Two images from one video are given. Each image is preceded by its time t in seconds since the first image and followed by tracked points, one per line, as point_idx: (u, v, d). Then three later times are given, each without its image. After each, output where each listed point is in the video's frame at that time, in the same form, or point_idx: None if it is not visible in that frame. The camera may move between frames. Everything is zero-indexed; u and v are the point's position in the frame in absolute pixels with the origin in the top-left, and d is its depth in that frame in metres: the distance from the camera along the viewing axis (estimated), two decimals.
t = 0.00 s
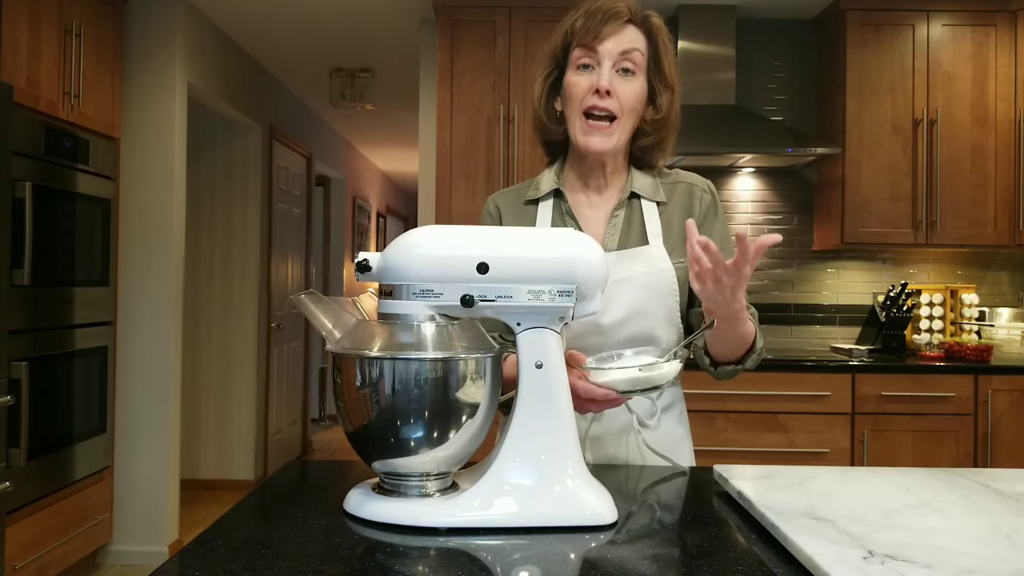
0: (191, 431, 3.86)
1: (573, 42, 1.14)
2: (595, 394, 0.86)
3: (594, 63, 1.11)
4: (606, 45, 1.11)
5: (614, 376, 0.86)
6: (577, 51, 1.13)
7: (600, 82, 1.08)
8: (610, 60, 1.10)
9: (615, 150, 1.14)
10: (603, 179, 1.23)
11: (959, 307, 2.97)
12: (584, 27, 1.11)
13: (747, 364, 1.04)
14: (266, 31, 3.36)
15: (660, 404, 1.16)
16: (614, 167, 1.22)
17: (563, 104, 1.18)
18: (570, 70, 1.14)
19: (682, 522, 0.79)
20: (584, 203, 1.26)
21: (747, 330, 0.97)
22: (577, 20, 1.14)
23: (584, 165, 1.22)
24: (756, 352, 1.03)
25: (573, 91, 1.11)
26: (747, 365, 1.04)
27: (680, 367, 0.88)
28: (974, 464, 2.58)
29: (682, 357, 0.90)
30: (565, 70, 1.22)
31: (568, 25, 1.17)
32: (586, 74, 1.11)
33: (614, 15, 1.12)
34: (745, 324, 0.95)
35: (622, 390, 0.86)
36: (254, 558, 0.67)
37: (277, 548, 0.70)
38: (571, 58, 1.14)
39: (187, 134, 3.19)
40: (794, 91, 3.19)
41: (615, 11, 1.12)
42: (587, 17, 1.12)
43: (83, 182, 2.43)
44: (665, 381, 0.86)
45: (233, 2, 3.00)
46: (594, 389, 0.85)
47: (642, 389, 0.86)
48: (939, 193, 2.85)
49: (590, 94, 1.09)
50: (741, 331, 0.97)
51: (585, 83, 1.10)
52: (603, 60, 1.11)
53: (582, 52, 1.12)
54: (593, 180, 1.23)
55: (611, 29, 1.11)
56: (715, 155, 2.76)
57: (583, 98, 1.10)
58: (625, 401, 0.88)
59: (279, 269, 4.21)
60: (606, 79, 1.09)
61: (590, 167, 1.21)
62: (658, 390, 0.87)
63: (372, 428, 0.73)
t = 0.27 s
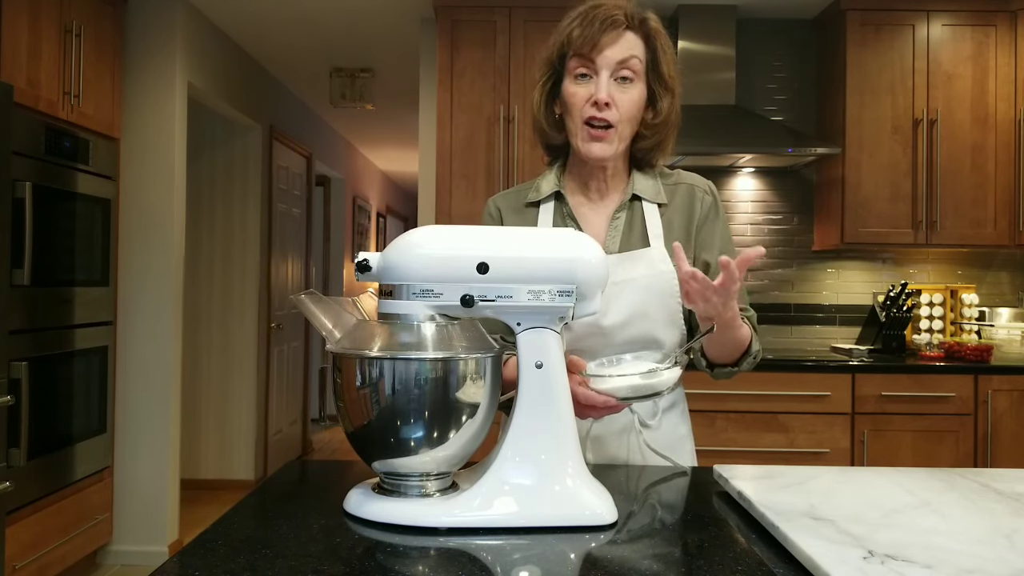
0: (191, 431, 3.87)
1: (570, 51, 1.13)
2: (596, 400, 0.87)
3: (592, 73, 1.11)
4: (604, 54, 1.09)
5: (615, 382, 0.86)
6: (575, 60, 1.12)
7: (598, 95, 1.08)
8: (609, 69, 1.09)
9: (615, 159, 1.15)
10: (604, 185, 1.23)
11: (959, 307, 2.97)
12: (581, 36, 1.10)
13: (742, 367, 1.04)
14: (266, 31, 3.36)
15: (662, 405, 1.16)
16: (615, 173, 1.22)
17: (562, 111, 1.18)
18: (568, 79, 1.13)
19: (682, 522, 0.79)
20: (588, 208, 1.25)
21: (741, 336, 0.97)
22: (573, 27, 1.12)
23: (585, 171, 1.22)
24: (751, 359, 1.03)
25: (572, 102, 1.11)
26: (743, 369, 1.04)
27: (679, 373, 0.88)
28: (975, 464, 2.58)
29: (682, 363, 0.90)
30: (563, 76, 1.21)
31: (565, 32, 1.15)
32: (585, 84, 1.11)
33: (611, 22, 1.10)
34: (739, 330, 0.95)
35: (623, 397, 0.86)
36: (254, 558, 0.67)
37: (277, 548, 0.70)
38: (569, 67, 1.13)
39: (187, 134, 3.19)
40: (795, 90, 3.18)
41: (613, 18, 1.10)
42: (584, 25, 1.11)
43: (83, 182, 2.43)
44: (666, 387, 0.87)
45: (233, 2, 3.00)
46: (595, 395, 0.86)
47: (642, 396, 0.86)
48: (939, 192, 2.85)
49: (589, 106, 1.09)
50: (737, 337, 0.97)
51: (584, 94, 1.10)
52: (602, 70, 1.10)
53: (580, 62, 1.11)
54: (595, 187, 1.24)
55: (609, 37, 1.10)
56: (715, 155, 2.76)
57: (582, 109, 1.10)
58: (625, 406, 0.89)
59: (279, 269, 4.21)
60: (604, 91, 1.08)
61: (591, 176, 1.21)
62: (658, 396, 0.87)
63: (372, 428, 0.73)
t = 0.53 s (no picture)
0: (191, 431, 3.86)
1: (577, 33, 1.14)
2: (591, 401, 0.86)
3: (597, 54, 1.11)
4: (610, 36, 1.11)
5: (614, 382, 0.86)
6: (582, 42, 1.13)
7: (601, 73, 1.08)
8: (614, 51, 1.10)
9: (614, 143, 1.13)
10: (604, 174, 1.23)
11: (959, 307, 2.97)
12: (588, 19, 1.12)
13: (766, 344, 1.03)
14: (266, 31, 3.36)
15: (664, 406, 1.16)
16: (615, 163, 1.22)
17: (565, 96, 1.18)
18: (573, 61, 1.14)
19: (683, 522, 0.79)
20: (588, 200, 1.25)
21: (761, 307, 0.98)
22: (582, 13, 1.14)
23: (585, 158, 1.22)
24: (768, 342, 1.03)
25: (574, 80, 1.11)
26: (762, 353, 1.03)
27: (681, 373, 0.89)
28: (975, 464, 2.58)
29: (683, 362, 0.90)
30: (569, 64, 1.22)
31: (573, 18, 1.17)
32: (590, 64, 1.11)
33: (619, 9, 1.12)
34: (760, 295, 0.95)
35: (623, 397, 0.86)
36: (254, 558, 0.67)
37: (277, 548, 0.70)
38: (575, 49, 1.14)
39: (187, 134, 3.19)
40: (794, 91, 3.19)
41: (620, 5, 1.12)
42: (592, 9, 1.13)
43: (83, 182, 2.43)
44: (666, 387, 0.87)
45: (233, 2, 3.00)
46: (595, 395, 0.85)
47: (644, 396, 0.86)
48: (939, 192, 2.85)
49: (592, 82, 1.09)
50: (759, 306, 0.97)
51: (588, 72, 1.10)
52: (607, 51, 1.10)
53: (586, 43, 1.12)
54: (596, 176, 1.23)
55: (616, 21, 1.11)
56: (715, 155, 2.76)
57: (585, 85, 1.09)
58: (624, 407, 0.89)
59: (279, 269, 4.21)
60: (608, 68, 1.09)
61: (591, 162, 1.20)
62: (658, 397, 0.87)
63: (372, 428, 0.73)
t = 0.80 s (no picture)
0: (192, 431, 3.87)
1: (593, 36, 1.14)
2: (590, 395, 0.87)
3: (612, 57, 1.11)
4: (625, 42, 1.10)
5: (610, 377, 0.86)
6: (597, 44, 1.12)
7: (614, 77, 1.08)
8: (629, 57, 1.10)
9: (622, 146, 1.14)
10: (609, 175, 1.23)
11: (959, 307, 2.97)
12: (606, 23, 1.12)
13: (752, 345, 1.03)
14: (266, 31, 3.36)
15: (663, 406, 1.15)
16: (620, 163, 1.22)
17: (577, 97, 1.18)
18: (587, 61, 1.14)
19: (683, 523, 0.79)
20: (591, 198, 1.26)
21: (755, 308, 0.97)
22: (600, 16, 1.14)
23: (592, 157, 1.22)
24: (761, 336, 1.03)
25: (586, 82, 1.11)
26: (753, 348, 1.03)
27: (675, 367, 0.88)
28: (974, 464, 2.58)
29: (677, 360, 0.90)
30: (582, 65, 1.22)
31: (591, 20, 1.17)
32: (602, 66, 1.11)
33: (638, 16, 1.12)
34: (754, 294, 0.95)
35: (618, 391, 0.86)
36: (254, 558, 0.67)
37: (277, 548, 0.70)
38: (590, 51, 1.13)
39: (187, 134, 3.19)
40: (794, 90, 3.18)
41: (640, 12, 1.12)
42: (611, 15, 1.13)
43: (83, 182, 2.43)
44: (661, 381, 0.86)
45: (233, 2, 3.00)
46: (589, 390, 0.86)
47: (637, 390, 0.86)
48: (939, 192, 2.85)
49: (604, 86, 1.09)
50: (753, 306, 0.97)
51: (600, 75, 1.09)
52: (621, 56, 1.10)
53: (601, 46, 1.11)
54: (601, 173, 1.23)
55: (634, 27, 1.11)
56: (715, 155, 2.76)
57: (596, 88, 1.10)
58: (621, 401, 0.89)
59: (280, 269, 4.21)
60: (621, 73, 1.08)
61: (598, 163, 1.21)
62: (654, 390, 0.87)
63: (372, 428, 0.73)
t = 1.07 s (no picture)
0: (192, 431, 3.87)
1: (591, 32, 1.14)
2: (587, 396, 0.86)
3: (610, 53, 1.12)
4: (623, 38, 1.11)
5: (610, 380, 0.86)
6: (595, 40, 1.13)
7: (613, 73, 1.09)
8: (627, 53, 1.11)
9: (623, 146, 1.14)
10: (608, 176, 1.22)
11: (959, 307, 2.97)
12: (604, 18, 1.12)
13: (742, 356, 1.04)
14: (266, 31, 3.36)
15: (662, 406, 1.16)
16: (619, 164, 1.21)
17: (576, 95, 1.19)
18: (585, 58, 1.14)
19: (683, 523, 0.79)
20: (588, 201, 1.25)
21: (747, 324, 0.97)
22: (598, 11, 1.14)
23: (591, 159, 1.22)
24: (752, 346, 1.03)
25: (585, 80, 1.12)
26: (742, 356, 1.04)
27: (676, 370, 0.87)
28: (975, 464, 2.58)
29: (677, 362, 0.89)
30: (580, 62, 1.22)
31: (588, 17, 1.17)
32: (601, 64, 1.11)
33: (634, 11, 1.12)
34: (752, 312, 0.94)
35: (618, 394, 0.86)
36: (254, 558, 0.67)
37: (277, 548, 0.70)
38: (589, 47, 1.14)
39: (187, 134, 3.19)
40: (794, 90, 3.18)
41: (637, 7, 1.13)
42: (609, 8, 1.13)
43: (83, 182, 2.43)
44: (661, 383, 0.86)
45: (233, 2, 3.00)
46: (590, 393, 0.86)
47: (639, 391, 0.86)
48: (939, 192, 2.85)
49: (603, 83, 1.10)
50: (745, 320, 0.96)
51: (600, 72, 1.11)
52: (620, 53, 1.11)
53: (600, 43, 1.12)
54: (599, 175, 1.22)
55: (632, 23, 1.12)
56: (715, 155, 2.76)
57: (596, 86, 1.11)
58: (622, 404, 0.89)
59: (279, 268, 4.21)
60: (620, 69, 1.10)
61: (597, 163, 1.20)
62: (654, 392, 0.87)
63: (372, 428, 0.73)
